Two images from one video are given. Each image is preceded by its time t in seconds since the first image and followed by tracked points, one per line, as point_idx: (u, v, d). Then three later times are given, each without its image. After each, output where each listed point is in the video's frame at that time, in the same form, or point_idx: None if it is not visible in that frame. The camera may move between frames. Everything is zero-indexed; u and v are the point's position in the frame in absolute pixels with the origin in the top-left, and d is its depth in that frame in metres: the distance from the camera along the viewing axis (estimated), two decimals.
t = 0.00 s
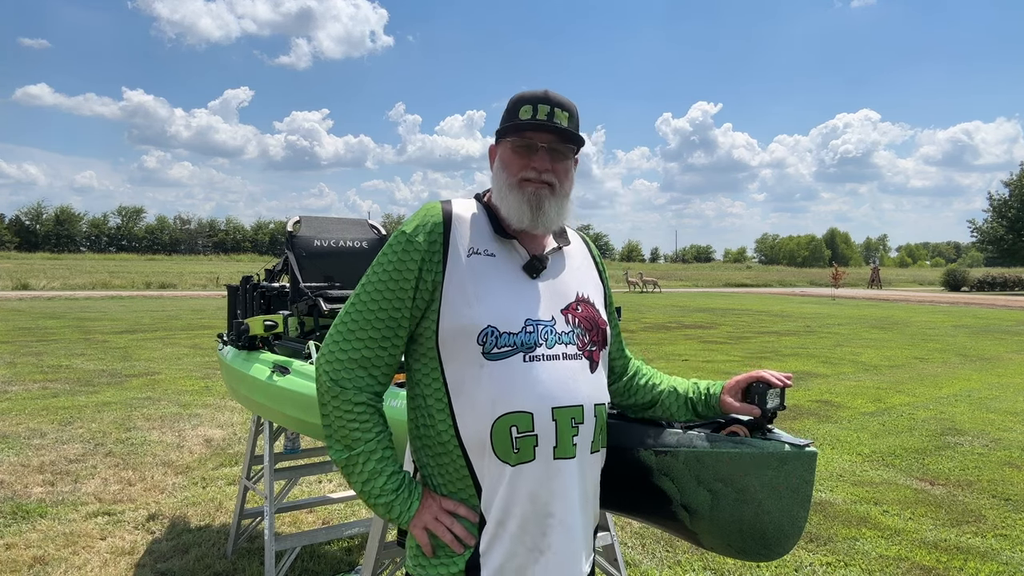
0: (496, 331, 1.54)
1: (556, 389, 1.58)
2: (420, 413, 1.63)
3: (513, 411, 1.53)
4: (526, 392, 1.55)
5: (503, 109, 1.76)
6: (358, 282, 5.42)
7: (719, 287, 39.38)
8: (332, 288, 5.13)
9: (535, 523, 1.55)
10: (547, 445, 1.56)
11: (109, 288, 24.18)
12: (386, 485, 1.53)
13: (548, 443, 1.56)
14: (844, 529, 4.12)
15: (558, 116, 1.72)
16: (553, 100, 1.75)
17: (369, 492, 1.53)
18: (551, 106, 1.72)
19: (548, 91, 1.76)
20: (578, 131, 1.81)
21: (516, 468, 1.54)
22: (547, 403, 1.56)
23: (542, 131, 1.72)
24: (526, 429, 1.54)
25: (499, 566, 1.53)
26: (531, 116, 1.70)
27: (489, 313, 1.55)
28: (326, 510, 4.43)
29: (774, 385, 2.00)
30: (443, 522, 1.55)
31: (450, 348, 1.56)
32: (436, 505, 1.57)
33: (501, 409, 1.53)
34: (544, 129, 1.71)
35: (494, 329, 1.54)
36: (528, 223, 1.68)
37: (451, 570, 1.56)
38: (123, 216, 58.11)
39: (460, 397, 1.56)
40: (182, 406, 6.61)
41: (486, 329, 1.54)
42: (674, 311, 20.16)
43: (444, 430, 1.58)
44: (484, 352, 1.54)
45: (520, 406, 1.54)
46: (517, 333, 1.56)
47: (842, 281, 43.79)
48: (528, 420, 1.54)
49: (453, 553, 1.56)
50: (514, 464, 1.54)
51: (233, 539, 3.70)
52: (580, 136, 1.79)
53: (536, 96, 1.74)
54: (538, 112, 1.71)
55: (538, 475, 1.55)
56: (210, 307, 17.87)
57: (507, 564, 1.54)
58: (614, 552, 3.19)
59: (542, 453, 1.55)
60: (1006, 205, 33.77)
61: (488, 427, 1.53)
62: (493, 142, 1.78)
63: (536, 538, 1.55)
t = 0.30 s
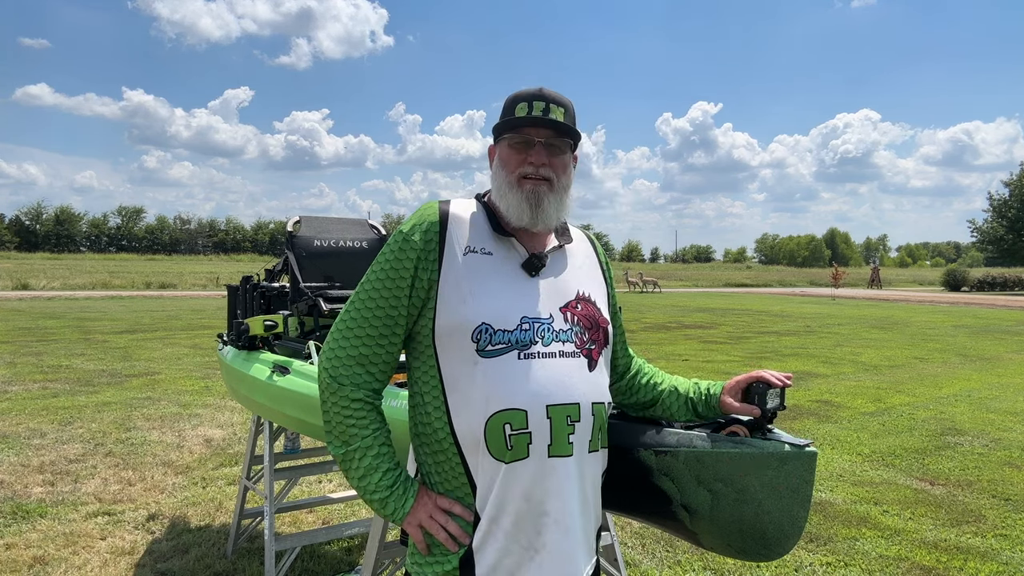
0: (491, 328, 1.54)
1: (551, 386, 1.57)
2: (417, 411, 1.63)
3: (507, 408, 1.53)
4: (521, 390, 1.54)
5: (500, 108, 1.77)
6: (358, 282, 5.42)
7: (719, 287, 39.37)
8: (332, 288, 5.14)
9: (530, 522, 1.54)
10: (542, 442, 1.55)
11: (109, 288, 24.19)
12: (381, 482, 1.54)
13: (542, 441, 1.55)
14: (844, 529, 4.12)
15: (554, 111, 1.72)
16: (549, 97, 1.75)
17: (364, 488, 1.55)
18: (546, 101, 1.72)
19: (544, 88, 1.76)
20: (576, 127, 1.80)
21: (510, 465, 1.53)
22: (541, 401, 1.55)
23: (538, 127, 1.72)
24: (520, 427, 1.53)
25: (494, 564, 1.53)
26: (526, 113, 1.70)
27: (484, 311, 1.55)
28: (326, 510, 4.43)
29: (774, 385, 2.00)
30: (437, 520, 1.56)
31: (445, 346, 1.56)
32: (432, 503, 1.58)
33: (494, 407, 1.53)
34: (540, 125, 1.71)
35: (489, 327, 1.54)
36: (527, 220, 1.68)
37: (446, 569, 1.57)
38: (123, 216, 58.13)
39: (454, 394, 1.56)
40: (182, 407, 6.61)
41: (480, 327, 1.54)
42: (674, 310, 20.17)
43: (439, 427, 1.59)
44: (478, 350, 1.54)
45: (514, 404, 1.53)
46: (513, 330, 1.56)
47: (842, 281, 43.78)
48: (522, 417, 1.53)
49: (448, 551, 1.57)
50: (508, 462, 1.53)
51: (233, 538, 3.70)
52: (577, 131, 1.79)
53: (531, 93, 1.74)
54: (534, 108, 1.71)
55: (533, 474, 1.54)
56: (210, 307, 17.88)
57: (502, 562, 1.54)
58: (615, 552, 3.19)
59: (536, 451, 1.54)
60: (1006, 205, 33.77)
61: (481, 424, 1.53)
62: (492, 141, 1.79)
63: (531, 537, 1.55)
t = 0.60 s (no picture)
0: (485, 333, 1.54)
1: (544, 391, 1.57)
2: (415, 412, 1.63)
3: (500, 412, 1.53)
4: (514, 394, 1.54)
5: (506, 111, 1.78)
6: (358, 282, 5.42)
7: (719, 287, 39.35)
8: (332, 288, 5.14)
9: (523, 527, 1.54)
10: (534, 447, 1.55)
11: (109, 288, 24.20)
12: (378, 482, 1.54)
13: (534, 445, 1.55)
14: (844, 529, 4.12)
15: (559, 116, 1.72)
16: (555, 101, 1.75)
17: (361, 488, 1.55)
18: (552, 106, 1.73)
19: (550, 93, 1.77)
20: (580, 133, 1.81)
21: (502, 470, 1.53)
22: (533, 405, 1.55)
23: (543, 132, 1.73)
24: (512, 431, 1.53)
25: (487, 570, 1.53)
26: (532, 117, 1.70)
27: (480, 315, 1.55)
28: (326, 510, 4.43)
29: (774, 385, 1.99)
30: (433, 520, 1.56)
31: (440, 349, 1.56)
32: (428, 503, 1.58)
33: (487, 411, 1.53)
34: (546, 129, 1.72)
35: (483, 331, 1.54)
36: (528, 223, 1.68)
37: (442, 568, 1.57)
38: (123, 216, 58.14)
39: (449, 397, 1.56)
40: (182, 407, 6.61)
41: (475, 332, 1.54)
42: (674, 310, 20.17)
43: (436, 428, 1.59)
44: (473, 354, 1.54)
45: (507, 408, 1.53)
46: (508, 335, 1.55)
47: (842, 281, 43.78)
48: (514, 422, 1.53)
49: (443, 550, 1.57)
50: (500, 466, 1.53)
51: (233, 538, 3.70)
52: (582, 137, 1.79)
53: (537, 97, 1.75)
54: (539, 112, 1.71)
55: (525, 478, 1.54)
56: (210, 307, 17.87)
57: (495, 567, 1.53)
58: (615, 552, 3.19)
59: (528, 455, 1.54)
60: (1006, 205, 33.76)
61: (474, 428, 1.53)
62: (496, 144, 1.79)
63: (524, 541, 1.54)
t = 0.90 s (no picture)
0: (483, 331, 1.54)
1: (541, 389, 1.56)
2: (415, 410, 1.63)
3: (496, 409, 1.53)
4: (512, 391, 1.54)
5: (514, 113, 1.78)
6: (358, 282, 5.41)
7: (719, 287, 39.35)
8: (332, 288, 5.13)
9: (518, 524, 1.54)
10: (530, 444, 1.54)
11: (109, 288, 24.21)
12: (377, 480, 1.54)
13: (530, 442, 1.54)
14: (845, 529, 4.12)
15: (565, 122, 1.73)
16: (562, 105, 1.75)
17: (360, 485, 1.55)
18: (559, 112, 1.73)
19: (559, 97, 1.77)
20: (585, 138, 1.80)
21: (497, 466, 1.53)
22: (530, 403, 1.54)
23: (548, 136, 1.72)
24: (508, 428, 1.53)
25: (483, 565, 1.53)
26: (539, 121, 1.71)
27: (478, 313, 1.55)
28: (326, 510, 4.43)
29: (774, 385, 1.99)
30: (431, 518, 1.56)
31: (439, 346, 1.56)
32: (426, 502, 1.58)
33: (483, 408, 1.53)
34: (550, 133, 1.71)
35: (481, 329, 1.54)
36: (528, 227, 1.67)
37: (439, 566, 1.57)
38: (124, 216, 58.17)
39: (448, 394, 1.56)
40: (182, 407, 6.61)
41: (473, 329, 1.54)
42: (674, 310, 20.16)
43: (434, 426, 1.59)
44: (471, 351, 1.54)
45: (504, 405, 1.53)
46: (505, 333, 1.55)
47: (842, 281, 43.78)
48: (510, 419, 1.53)
49: (441, 549, 1.57)
50: (496, 463, 1.53)
51: (233, 538, 3.70)
52: (587, 142, 1.79)
53: (545, 101, 1.75)
54: (545, 116, 1.72)
55: (520, 475, 1.54)
56: (210, 307, 17.87)
57: (490, 564, 1.53)
58: (615, 552, 3.18)
59: (523, 453, 1.54)
60: (1006, 204, 33.75)
61: (471, 425, 1.53)
62: (501, 145, 1.79)
63: (519, 537, 1.54)
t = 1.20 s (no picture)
0: (481, 328, 1.54)
1: (539, 387, 1.56)
2: (414, 408, 1.63)
3: (493, 407, 1.53)
4: (509, 389, 1.54)
5: (515, 112, 1.78)
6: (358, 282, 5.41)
7: (719, 287, 39.34)
8: (332, 288, 5.13)
9: (514, 521, 1.54)
10: (526, 442, 1.55)
11: (109, 288, 24.21)
12: (375, 477, 1.55)
13: (527, 441, 1.55)
14: (845, 529, 4.12)
15: (566, 121, 1.73)
16: (563, 105, 1.76)
17: (359, 483, 1.55)
18: (560, 111, 1.74)
19: (559, 97, 1.78)
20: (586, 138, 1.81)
21: (494, 464, 1.53)
22: (527, 401, 1.54)
23: (549, 135, 1.73)
24: (505, 426, 1.53)
25: (479, 563, 1.53)
26: (539, 120, 1.71)
27: (476, 311, 1.55)
28: (326, 510, 4.43)
29: (774, 385, 1.99)
30: (428, 517, 1.56)
31: (437, 344, 1.56)
32: (424, 500, 1.58)
33: (480, 405, 1.53)
34: (551, 132, 1.72)
35: (479, 327, 1.54)
36: (528, 225, 1.67)
37: (436, 564, 1.58)
38: (124, 216, 58.18)
39: (446, 392, 1.57)
40: (182, 407, 6.60)
41: (470, 327, 1.54)
42: (674, 310, 20.17)
43: (433, 424, 1.59)
44: (468, 349, 1.54)
45: (501, 403, 1.53)
46: (503, 331, 1.55)
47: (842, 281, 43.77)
48: (507, 417, 1.53)
49: (438, 547, 1.58)
50: (493, 461, 1.53)
51: (233, 538, 3.70)
52: (587, 142, 1.79)
53: (546, 101, 1.76)
54: (546, 115, 1.72)
55: (516, 472, 1.54)
56: (209, 306, 17.89)
57: (487, 562, 1.53)
58: (615, 552, 3.18)
59: (520, 450, 1.54)
60: (1006, 204, 33.72)
61: (468, 422, 1.53)
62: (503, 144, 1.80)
63: (516, 535, 1.55)
